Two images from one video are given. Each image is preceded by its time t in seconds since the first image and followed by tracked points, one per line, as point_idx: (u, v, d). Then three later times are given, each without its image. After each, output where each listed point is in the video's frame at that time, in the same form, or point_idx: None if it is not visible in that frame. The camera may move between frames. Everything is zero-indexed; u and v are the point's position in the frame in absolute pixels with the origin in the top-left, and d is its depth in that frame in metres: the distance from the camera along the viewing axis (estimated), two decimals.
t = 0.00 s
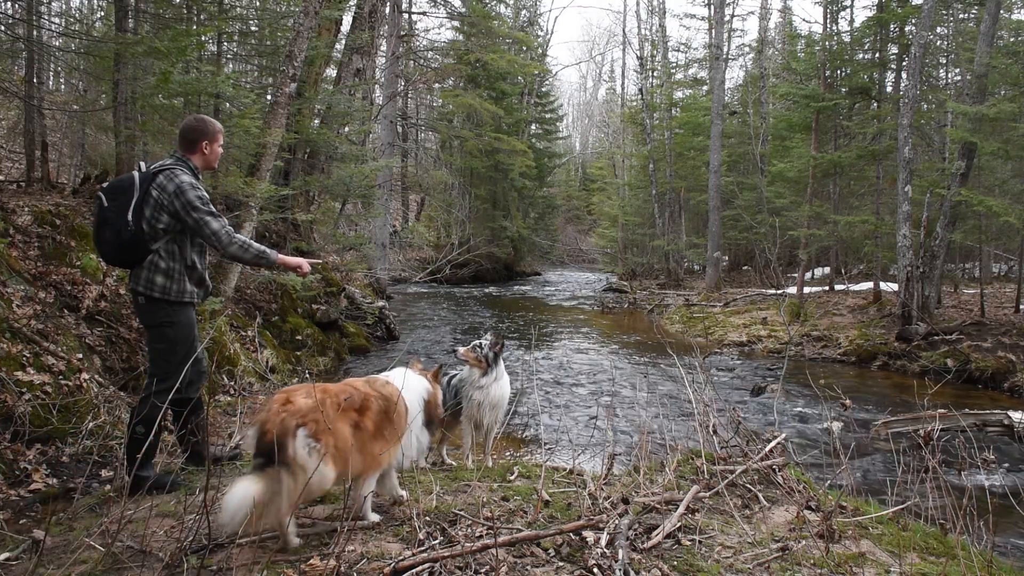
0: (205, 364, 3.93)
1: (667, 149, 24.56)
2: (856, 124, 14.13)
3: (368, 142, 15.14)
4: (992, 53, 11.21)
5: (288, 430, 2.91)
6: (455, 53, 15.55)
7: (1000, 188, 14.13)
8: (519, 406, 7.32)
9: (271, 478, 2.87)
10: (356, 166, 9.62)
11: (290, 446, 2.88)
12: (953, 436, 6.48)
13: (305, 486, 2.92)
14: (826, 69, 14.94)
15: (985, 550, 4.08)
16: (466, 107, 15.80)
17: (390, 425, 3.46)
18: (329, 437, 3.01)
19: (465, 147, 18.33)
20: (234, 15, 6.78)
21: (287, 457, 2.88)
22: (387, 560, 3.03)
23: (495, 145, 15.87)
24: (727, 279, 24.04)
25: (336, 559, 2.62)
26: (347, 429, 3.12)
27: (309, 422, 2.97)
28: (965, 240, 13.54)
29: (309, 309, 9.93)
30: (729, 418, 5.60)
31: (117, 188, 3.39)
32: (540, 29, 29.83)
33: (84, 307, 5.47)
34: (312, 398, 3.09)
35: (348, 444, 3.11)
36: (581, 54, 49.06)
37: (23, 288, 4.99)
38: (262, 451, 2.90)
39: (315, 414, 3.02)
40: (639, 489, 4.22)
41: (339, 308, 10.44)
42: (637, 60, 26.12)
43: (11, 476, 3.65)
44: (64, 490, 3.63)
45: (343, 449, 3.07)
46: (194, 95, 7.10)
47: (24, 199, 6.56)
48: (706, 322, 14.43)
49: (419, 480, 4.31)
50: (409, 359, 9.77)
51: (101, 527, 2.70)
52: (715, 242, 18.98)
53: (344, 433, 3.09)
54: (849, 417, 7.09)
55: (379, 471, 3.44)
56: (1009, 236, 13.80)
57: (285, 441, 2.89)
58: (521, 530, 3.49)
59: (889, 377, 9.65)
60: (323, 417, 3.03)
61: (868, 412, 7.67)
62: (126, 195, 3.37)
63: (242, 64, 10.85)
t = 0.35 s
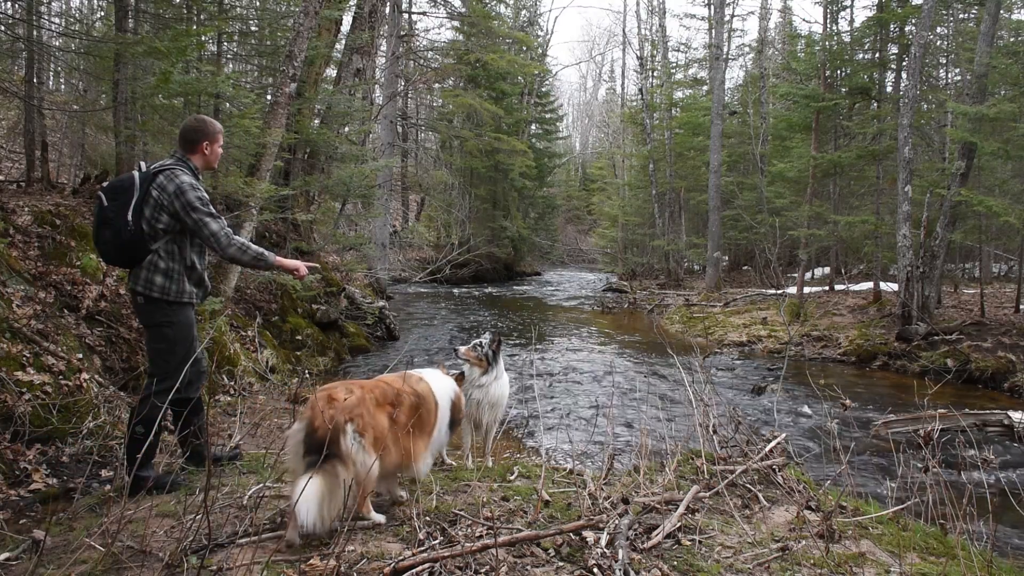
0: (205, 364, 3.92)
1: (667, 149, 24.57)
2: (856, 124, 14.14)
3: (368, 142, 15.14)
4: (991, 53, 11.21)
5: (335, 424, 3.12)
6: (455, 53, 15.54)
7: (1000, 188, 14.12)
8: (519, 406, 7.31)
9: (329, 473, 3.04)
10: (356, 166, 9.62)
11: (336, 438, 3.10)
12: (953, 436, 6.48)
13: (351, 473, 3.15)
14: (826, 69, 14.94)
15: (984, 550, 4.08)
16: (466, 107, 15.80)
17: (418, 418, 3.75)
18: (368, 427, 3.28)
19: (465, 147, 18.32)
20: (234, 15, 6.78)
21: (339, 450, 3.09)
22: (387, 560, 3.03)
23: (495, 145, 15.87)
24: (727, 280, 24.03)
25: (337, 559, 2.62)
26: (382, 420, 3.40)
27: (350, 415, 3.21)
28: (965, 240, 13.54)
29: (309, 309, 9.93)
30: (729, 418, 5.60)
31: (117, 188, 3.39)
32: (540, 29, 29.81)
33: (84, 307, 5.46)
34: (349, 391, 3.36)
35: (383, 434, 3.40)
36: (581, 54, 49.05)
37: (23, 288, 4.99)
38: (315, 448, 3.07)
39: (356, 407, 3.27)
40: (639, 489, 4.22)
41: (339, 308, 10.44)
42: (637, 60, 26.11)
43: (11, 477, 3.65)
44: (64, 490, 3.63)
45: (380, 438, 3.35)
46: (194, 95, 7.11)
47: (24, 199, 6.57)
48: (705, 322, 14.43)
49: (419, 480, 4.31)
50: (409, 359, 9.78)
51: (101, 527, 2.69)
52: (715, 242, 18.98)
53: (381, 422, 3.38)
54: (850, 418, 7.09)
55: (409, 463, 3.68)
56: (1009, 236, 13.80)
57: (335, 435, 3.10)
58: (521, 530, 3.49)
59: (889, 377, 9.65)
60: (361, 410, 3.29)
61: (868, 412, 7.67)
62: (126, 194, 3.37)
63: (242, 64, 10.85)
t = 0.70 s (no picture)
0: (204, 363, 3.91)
1: (667, 149, 24.57)
2: (856, 124, 14.14)
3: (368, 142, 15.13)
4: (991, 53, 11.21)
5: (352, 405, 3.38)
6: (455, 53, 15.54)
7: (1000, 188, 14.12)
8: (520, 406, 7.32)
9: (339, 450, 3.34)
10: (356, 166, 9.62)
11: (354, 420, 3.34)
12: (953, 436, 6.48)
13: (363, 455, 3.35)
14: (826, 69, 14.94)
15: (985, 550, 4.08)
16: (466, 107, 15.80)
17: (446, 414, 3.94)
18: (392, 414, 3.47)
19: (465, 147, 18.32)
20: (234, 15, 6.78)
21: (352, 431, 3.33)
22: (387, 560, 3.03)
23: (495, 145, 15.87)
24: (727, 279, 24.03)
25: (336, 559, 2.61)
26: (408, 410, 3.60)
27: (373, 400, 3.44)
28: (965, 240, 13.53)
29: (309, 309, 9.93)
30: (729, 418, 5.60)
31: (124, 186, 3.40)
32: (540, 29, 29.79)
33: (84, 307, 5.46)
34: (379, 380, 3.60)
35: (409, 423, 3.59)
36: (581, 54, 49.03)
37: (23, 288, 4.99)
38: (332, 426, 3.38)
39: (381, 392, 3.51)
40: (639, 489, 4.22)
41: (339, 308, 10.44)
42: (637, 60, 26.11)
43: (11, 476, 3.65)
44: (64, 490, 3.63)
45: (403, 427, 3.54)
46: (194, 95, 7.11)
47: (24, 199, 6.56)
48: (705, 322, 14.42)
49: (419, 480, 4.30)
50: (409, 360, 9.78)
51: (100, 527, 2.69)
52: (715, 242, 18.98)
53: (405, 413, 3.58)
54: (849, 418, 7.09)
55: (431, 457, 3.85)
56: (1009, 236, 13.80)
57: (352, 415, 3.35)
58: (521, 530, 3.49)
59: (889, 377, 9.65)
60: (387, 397, 3.51)
61: (868, 412, 7.67)
62: (134, 193, 3.39)
63: (242, 64, 10.85)
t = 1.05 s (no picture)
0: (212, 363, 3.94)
1: (667, 149, 24.58)
2: (856, 125, 14.15)
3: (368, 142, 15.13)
4: (991, 53, 11.22)
5: (373, 401, 3.48)
6: (455, 53, 15.55)
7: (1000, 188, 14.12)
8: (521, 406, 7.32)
9: (356, 448, 3.41)
10: (356, 166, 9.62)
11: (374, 416, 3.44)
12: (953, 436, 6.48)
13: (381, 453, 3.44)
14: (826, 70, 14.95)
15: (985, 550, 4.08)
16: (466, 107, 15.81)
17: (461, 408, 4.09)
18: (408, 410, 3.60)
19: (466, 147, 18.33)
20: (234, 15, 6.79)
21: (373, 428, 3.43)
22: (387, 560, 3.03)
23: (495, 145, 15.87)
24: (727, 279, 24.04)
25: (336, 559, 2.62)
26: (423, 405, 3.74)
27: (392, 396, 3.55)
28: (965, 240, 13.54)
29: (309, 309, 9.94)
30: (729, 418, 5.61)
31: (146, 186, 3.43)
32: (540, 29, 29.79)
33: (84, 307, 5.45)
34: (397, 376, 3.72)
35: (424, 418, 3.73)
36: (581, 54, 49.02)
37: (23, 288, 4.99)
38: (351, 423, 3.45)
39: (398, 388, 3.63)
40: (640, 489, 4.22)
41: (339, 308, 10.45)
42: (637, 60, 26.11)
43: (11, 477, 3.65)
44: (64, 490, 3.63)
45: (419, 422, 3.68)
46: (194, 95, 7.12)
47: (24, 199, 6.57)
48: (705, 322, 14.43)
49: (419, 480, 4.31)
50: (409, 360, 9.77)
51: (100, 526, 2.69)
52: (715, 242, 18.99)
53: (421, 408, 3.71)
54: (850, 418, 7.09)
55: (450, 450, 4.01)
56: (1009, 236, 13.80)
57: (372, 412, 3.46)
58: (521, 530, 3.49)
59: (889, 377, 9.65)
60: (405, 394, 3.63)
61: (868, 412, 7.67)
62: (156, 192, 3.42)
63: (242, 64, 10.86)
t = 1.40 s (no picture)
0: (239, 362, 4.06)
1: (667, 149, 24.56)
2: (856, 125, 14.15)
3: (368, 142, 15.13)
4: (991, 53, 11.21)
5: (378, 401, 3.50)
6: (456, 53, 15.55)
7: (1000, 188, 14.10)
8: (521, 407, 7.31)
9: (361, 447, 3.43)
10: (356, 166, 9.63)
11: (379, 416, 3.46)
12: (953, 436, 6.48)
13: (386, 452, 3.47)
14: (826, 69, 14.95)
15: (984, 550, 4.08)
16: (466, 107, 15.81)
17: (465, 407, 4.10)
18: (411, 410, 3.61)
19: (466, 147, 18.32)
20: (234, 16, 6.79)
21: (376, 427, 3.45)
22: (387, 560, 3.02)
23: (495, 144, 15.86)
24: (726, 279, 24.02)
25: (336, 560, 2.61)
26: (428, 405, 3.76)
27: (397, 396, 3.57)
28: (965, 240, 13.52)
29: (309, 309, 9.94)
30: (729, 418, 5.61)
31: (163, 185, 3.62)
32: (540, 29, 29.78)
33: (84, 307, 5.44)
34: (402, 376, 3.73)
35: (427, 418, 3.73)
36: (581, 54, 48.99)
37: (23, 288, 4.99)
38: (355, 421, 3.49)
39: (402, 388, 3.64)
40: (640, 489, 4.21)
41: (339, 308, 10.45)
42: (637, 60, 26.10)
43: (12, 476, 3.65)
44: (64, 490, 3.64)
45: (422, 422, 3.68)
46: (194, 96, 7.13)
47: (24, 199, 6.57)
48: (705, 322, 14.43)
49: (419, 479, 4.32)
50: (410, 360, 9.77)
51: (100, 526, 2.69)
52: (715, 242, 18.98)
53: (425, 408, 3.72)
54: (850, 418, 7.08)
55: (453, 450, 4.02)
56: (1009, 236, 13.79)
57: (375, 411, 3.48)
58: (521, 530, 3.49)
59: (889, 377, 9.65)
60: (410, 394, 3.65)
61: (868, 412, 7.67)
62: (172, 191, 3.62)
63: (241, 64, 10.86)
